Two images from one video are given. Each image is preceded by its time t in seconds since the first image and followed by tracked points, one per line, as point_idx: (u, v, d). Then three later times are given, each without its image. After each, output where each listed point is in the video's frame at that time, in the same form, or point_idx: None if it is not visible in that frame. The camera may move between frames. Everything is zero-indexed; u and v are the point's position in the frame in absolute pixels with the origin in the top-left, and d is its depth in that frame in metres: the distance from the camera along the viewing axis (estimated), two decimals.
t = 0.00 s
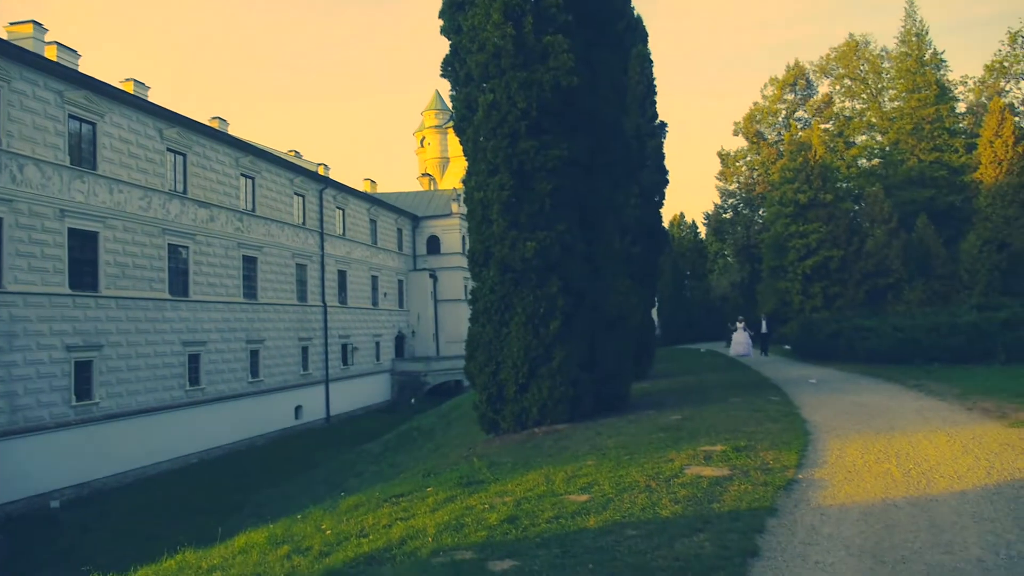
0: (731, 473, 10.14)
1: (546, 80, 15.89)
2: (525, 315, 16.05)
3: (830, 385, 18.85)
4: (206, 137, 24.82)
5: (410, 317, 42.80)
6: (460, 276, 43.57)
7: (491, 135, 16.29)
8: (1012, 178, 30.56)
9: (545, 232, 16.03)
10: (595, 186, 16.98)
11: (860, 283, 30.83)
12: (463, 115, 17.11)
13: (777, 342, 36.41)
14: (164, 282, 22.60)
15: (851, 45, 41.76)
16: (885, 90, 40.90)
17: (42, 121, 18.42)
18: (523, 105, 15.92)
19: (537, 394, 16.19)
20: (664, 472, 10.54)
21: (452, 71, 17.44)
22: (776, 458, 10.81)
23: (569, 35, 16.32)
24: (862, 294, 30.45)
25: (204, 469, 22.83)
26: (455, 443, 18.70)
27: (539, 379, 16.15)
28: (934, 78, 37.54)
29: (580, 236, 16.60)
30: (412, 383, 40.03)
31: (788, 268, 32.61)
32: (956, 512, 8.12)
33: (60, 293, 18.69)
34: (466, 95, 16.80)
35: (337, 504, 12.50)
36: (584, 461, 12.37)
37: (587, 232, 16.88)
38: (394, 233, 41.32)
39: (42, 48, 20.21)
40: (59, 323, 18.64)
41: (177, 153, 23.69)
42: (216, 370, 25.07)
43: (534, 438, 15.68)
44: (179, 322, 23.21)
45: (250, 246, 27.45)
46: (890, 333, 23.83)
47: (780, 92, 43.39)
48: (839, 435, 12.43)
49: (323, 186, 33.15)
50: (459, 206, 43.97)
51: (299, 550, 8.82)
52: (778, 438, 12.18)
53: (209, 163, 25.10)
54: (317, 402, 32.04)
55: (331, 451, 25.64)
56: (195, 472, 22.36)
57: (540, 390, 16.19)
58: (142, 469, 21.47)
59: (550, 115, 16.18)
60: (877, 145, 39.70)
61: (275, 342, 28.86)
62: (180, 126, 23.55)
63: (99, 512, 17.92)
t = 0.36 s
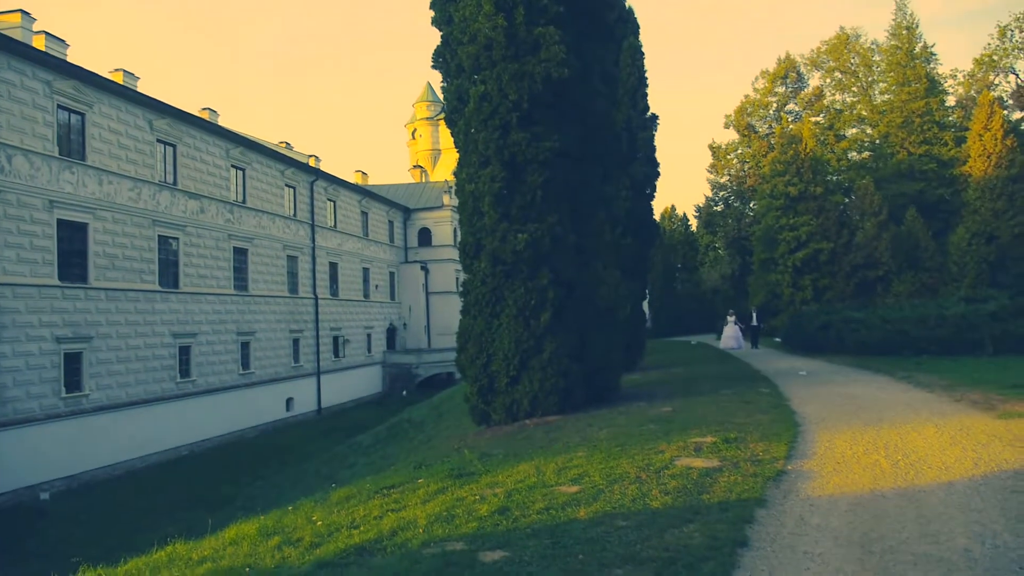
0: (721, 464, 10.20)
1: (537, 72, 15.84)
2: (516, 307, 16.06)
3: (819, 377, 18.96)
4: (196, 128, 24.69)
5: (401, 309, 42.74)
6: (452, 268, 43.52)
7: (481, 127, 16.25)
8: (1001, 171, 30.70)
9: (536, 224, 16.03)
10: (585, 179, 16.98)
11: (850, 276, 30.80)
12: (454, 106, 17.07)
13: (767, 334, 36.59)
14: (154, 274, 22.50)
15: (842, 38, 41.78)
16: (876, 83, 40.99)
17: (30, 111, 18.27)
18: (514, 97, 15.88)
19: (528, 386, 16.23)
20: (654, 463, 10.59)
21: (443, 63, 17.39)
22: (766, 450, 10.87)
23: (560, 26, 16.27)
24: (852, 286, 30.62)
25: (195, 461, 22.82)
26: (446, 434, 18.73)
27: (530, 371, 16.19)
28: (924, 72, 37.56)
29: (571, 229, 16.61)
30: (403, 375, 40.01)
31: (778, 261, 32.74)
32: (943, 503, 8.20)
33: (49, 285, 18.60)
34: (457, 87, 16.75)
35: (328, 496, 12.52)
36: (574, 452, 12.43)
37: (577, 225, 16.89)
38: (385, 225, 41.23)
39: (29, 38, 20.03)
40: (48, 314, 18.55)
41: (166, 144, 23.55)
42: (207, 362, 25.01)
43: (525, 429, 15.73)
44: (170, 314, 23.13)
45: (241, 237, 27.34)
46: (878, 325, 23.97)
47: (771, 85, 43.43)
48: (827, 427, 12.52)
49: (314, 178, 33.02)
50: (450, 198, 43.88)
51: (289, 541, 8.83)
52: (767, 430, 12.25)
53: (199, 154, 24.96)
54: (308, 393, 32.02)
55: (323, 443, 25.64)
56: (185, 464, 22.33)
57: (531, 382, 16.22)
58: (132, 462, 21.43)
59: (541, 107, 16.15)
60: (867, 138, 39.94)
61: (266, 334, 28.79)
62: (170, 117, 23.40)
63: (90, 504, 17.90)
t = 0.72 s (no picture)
0: (714, 458, 10.25)
1: (532, 66, 15.83)
2: (510, 301, 16.07)
3: (811, 371, 19.04)
4: (189, 121, 24.58)
5: (396, 304, 42.92)
6: (446, 262, 43.51)
7: (475, 121, 16.23)
8: (993, 167, 30.84)
9: (530, 218, 16.05)
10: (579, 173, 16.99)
11: (842, 271, 31.23)
12: (448, 100, 17.06)
13: (760, 330, 36.74)
14: (146, 268, 22.43)
15: (835, 34, 41.83)
16: (870, 79, 40.95)
17: (22, 103, 18.15)
18: (508, 91, 15.87)
19: (521, 381, 16.27)
20: (647, 457, 10.64)
21: (437, 56, 17.37)
22: (758, 444, 10.94)
23: (555, 20, 16.23)
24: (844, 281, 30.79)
25: (188, 455, 22.80)
26: (440, 428, 18.77)
27: (523, 366, 16.23)
28: (917, 68, 37.49)
29: (565, 223, 16.61)
30: (397, 369, 40.01)
31: (771, 256, 32.85)
32: (933, 496, 8.27)
33: (41, 278, 18.52)
34: (451, 81, 16.75)
35: (322, 489, 12.55)
36: (568, 446, 12.48)
37: (571, 219, 16.92)
38: (380, 219, 41.18)
39: (21, 29, 19.92)
40: (40, 308, 18.48)
41: (159, 137, 23.45)
42: (200, 356, 24.95)
43: (518, 423, 15.76)
44: (162, 307, 23.06)
45: (234, 231, 27.27)
46: (870, 320, 24.08)
47: (765, 80, 43.46)
48: (819, 420, 12.60)
49: (308, 171, 32.92)
50: (444, 192, 43.84)
51: (283, 534, 8.84)
52: (759, 424, 12.32)
53: (192, 147, 24.86)
54: (302, 387, 32.00)
55: (316, 437, 25.63)
56: (179, 458, 22.31)
57: (524, 376, 16.26)
58: (125, 456, 21.40)
59: (535, 101, 16.14)
60: (860, 133, 40.03)
61: (260, 328, 28.73)
62: (163, 109, 23.30)
63: (82, 498, 17.86)
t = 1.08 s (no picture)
0: (710, 453, 10.28)
1: (528, 62, 15.77)
2: (507, 297, 16.07)
3: (807, 368, 19.07)
4: (184, 116, 24.51)
5: (391, 300, 42.77)
6: (442, 259, 43.48)
7: (472, 117, 16.22)
8: (988, 164, 30.84)
9: (526, 214, 16.04)
10: (575, 169, 16.99)
11: (837, 268, 31.29)
12: (444, 96, 17.05)
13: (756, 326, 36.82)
14: (142, 264, 22.37)
15: (832, 30, 41.81)
16: (865, 76, 41.10)
17: (16, 99, 18.09)
18: (505, 87, 15.85)
19: (517, 377, 16.28)
20: (643, 453, 10.66)
21: (434, 52, 17.36)
22: (753, 439, 10.97)
23: (551, 16, 16.21)
24: (839, 278, 30.85)
25: (184, 451, 22.80)
26: (436, 424, 18.81)
27: (519, 362, 16.24)
28: (913, 64, 37.61)
29: (561, 219, 16.60)
30: (393, 365, 39.99)
31: (767, 252, 32.91)
32: (927, 491, 8.31)
33: (36, 274, 18.46)
34: (448, 77, 16.73)
35: (318, 485, 12.57)
36: (564, 442, 12.51)
37: (568, 215, 16.92)
38: (375, 216, 41.13)
39: (15, 24, 19.84)
40: (35, 304, 18.43)
41: (154, 133, 23.38)
42: (195, 352, 24.91)
43: (515, 419, 15.78)
44: (158, 304, 23.02)
45: (230, 227, 27.21)
46: (866, 316, 24.15)
47: (761, 77, 43.48)
48: (815, 416, 12.63)
49: (304, 167, 32.85)
50: (440, 188, 43.79)
51: (279, 530, 8.86)
52: (755, 419, 12.35)
53: (188, 143, 24.81)
54: (298, 384, 32.00)
55: (312, 433, 25.63)
56: (175, 454, 22.30)
57: (520, 372, 16.27)
58: (121, 452, 21.39)
59: (532, 97, 16.12)
60: (856, 130, 40.09)
61: (256, 324, 28.70)
62: (158, 105, 23.23)
63: (78, 494, 17.85)
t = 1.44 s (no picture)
0: (708, 451, 10.29)
1: (526, 59, 15.76)
2: (505, 294, 16.07)
3: (805, 365, 19.10)
4: (182, 113, 24.46)
5: (389, 298, 42.76)
6: (441, 256, 43.48)
7: (470, 114, 16.21)
8: (986, 161, 30.90)
9: (524, 212, 16.04)
10: (573, 166, 16.98)
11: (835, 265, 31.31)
12: (442, 93, 17.04)
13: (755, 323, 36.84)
14: (140, 262, 22.35)
15: (830, 28, 41.85)
16: (863, 73, 41.07)
17: (14, 96, 18.06)
18: (502, 84, 15.84)
19: (515, 374, 16.29)
20: (641, 450, 10.68)
21: (432, 49, 17.35)
22: (752, 437, 10.98)
23: (549, 13, 16.19)
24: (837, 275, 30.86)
25: (182, 448, 22.80)
26: (434, 421, 18.82)
27: (518, 359, 16.25)
28: (911, 61, 37.61)
29: (559, 216, 16.60)
30: (392, 363, 39.99)
31: (765, 249, 32.95)
32: (925, 488, 8.33)
33: (33, 272, 18.43)
34: (446, 74, 16.72)
35: (316, 483, 12.59)
36: (562, 439, 12.53)
37: (565, 213, 16.92)
38: (373, 213, 41.11)
39: (12, 21, 19.79)
40: (33, 302, 18.41)
41: (151, 130, 23.33)
42: (193, 350, 24.88)
43: (513, 416, 15.78)
44: (156, 301, 23.00)
45: (228, 225, 27.16)
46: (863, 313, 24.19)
47: (759, 74, 43.46)
48: (813, 414, 12.65)
49: (302, 165, 32.82)
50: (438, 186, 43.77)
51: (277, 527, 8.87)
52: (752, 417, 12.37)
53: (185, 141, 24.77)
54: (296, 381, 31.98)
55: (311, 431, 25.63)
56: (173, 452, 22.29)
57: (518, 369, 16.27)
58: (119, 449, 21.38)
59: (530, 94, 16.12)
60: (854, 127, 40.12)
61: (254, 322, 28.68)
62: (156, 102, 23.19)
63: (76, 491, 17.86)
